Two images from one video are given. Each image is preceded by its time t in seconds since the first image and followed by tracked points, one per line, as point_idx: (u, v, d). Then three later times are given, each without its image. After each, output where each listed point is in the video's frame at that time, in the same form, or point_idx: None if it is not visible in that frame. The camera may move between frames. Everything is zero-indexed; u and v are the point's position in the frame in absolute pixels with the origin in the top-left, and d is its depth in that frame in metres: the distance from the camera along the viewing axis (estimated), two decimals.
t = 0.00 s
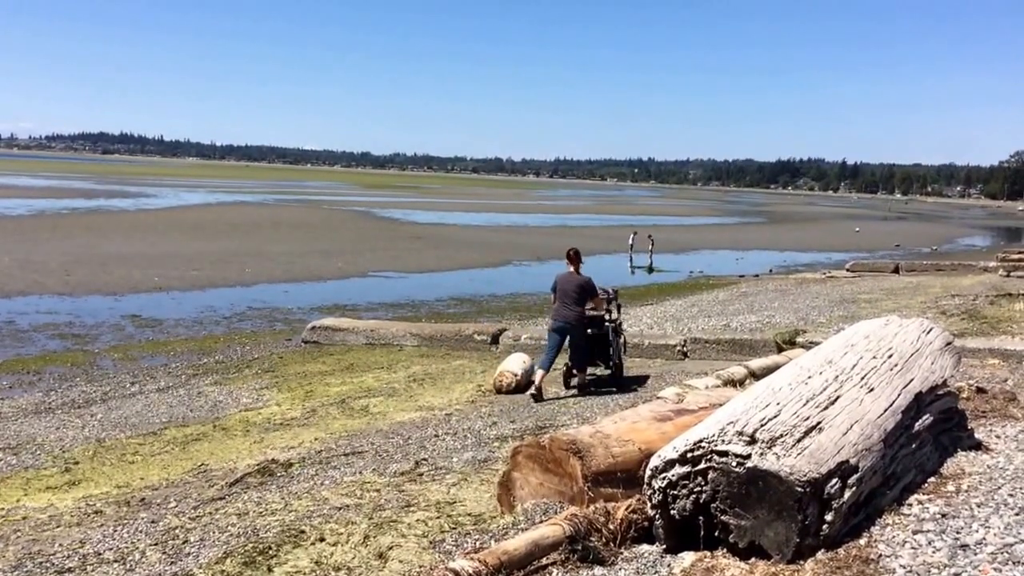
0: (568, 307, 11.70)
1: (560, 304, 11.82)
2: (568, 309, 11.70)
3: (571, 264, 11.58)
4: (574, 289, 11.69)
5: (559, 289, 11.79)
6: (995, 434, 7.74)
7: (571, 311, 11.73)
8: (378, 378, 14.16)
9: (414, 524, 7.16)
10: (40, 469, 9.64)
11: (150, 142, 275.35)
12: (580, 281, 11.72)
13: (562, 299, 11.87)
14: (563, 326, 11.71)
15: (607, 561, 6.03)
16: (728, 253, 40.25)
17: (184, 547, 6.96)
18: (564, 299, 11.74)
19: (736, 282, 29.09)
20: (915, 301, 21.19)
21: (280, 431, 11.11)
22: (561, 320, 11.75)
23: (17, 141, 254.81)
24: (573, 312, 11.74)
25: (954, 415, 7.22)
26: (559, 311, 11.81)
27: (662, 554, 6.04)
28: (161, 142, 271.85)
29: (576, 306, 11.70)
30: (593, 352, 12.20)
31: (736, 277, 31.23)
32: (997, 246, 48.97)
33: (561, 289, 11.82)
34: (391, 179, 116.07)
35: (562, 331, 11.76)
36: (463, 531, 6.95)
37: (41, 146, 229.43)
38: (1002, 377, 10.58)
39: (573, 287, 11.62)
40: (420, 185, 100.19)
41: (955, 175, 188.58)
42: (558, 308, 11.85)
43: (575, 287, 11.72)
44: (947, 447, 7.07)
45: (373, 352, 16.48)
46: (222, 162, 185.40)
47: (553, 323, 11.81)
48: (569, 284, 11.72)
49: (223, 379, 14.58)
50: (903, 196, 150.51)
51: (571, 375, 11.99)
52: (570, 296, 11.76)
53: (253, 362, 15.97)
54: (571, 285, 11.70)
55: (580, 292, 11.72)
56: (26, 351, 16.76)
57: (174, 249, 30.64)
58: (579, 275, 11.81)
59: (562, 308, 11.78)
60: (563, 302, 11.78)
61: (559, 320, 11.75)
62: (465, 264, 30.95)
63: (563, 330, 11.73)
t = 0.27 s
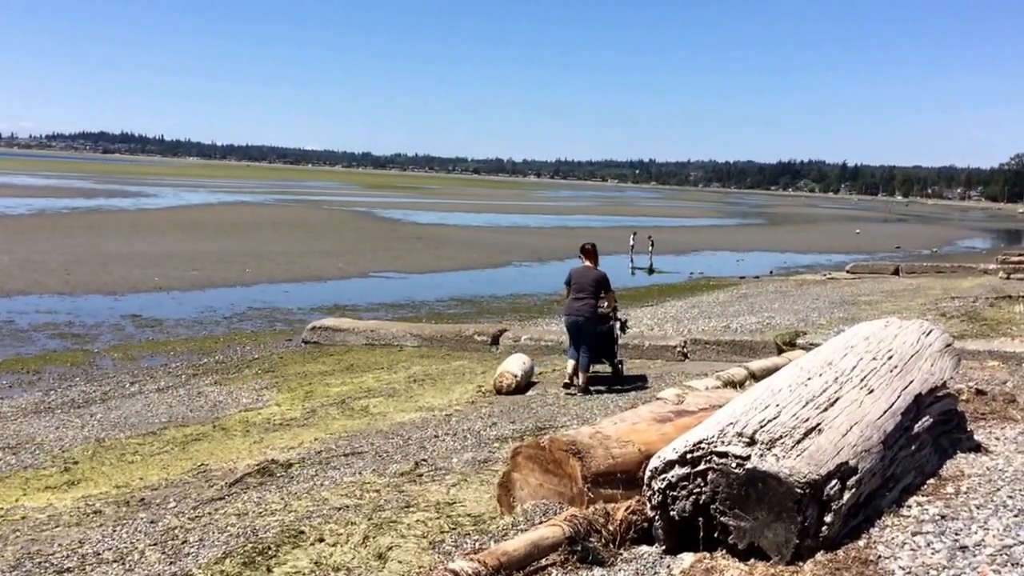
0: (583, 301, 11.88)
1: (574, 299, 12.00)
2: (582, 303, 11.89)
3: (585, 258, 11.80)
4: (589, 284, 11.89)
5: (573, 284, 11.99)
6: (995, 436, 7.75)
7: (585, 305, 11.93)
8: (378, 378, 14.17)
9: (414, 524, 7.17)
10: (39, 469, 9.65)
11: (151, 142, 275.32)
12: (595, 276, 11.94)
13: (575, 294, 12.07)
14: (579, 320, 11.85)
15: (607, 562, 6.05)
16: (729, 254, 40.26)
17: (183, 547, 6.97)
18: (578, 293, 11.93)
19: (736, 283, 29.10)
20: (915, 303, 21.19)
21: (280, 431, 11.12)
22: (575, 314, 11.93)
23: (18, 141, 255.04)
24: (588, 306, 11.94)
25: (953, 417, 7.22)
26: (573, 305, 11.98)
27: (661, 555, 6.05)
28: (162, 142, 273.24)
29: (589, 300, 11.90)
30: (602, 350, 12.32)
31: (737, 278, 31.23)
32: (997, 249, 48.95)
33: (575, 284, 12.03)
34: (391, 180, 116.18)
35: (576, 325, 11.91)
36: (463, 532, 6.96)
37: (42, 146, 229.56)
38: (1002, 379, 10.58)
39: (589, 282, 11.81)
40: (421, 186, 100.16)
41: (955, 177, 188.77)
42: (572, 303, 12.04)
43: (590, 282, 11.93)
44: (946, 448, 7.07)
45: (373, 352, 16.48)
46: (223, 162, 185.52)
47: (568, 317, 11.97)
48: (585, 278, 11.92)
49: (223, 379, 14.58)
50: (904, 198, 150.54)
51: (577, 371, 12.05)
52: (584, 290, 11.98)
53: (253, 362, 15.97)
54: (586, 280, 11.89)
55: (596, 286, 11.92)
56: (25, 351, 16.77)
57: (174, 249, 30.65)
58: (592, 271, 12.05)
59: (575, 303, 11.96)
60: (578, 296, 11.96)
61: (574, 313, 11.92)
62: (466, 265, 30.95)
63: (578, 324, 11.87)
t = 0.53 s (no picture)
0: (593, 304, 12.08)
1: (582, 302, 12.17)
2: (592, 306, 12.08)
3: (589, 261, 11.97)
4: (597, 287, 12.09)
5: (580, 287, 12.15)
6: (995, 438, 7.76)
7: (593, 307, 12.14)
8: (379, 379, 14.18)
9: (413, 525, 7.18)
10: (39, 469, 9.65)
11: (151, 142, 275.35)
12: (602, 278, 12.14)
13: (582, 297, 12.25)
14: (590, 323, 12.04)
15: (606, 563, 6.06)
16: (729, 255, 40.24)
17: (183, 547, 6.97)
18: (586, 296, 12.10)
19: (737, 284, 29.08)
20: (915, 305, 21.20)
21: (280, 431, 11.12)
22: (585, 317, 12.13)
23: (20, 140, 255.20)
24: (597, 308, 12.15)
25: (953, 419, 7.22)
26: (581, 308, 12.16)
27: (661, 556, 6.06)
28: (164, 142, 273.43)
29: (598, 303, 12.10)
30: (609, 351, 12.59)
31: (737, 279, 31.23)
32: (998, 251, 48.94)
33: (581, 288, 12.19)
34: (392, 180, 116.16)
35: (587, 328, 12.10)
36: (463, 532, 6.96)
37: (44, 145, 229.64)
38: (1001, 381, 10.58)
39: (599, 285, 12.00)
40: (422, 186, 100.17)
41: (955, 179, 188.65)
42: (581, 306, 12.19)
43: (597, 285, 12.13)
44: (946, 450, 7.08)
45: (373, 352, 16.48)
46: (224, 162, 185.52)
47: (577, 321, 12.15)
48: (593, 281, 12.10)
49: (223, 379, 14.59)
50: (905, 199, 150.45)
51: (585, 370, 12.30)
52: (590, 292, 12.17)
53: (253, 362, 15.97)
54: (594, 284, 12.09)
55: (603, 288, 12.14)
56: (25, 350, 16.78)
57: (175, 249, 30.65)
58: (596, 273, 12.25)
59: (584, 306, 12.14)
60: (586, 299, 12.15)
61: (584, 317, 12.10)
62: (467, 266, 30.95)
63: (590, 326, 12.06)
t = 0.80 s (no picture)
0: (599, 302, 12.26)
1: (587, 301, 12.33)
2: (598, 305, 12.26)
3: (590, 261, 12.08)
4: (601, 285, 12.24)
5: (585, 286, 12.29)
6: (994, 440, 7.76)
7: (598, 305, 12.35)
8: (379, 379, 14.18)
9: (414, 525, 7.18)
10: (38, 468, 9.65)
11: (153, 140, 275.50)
12: (605, 277, 12.31)
13: (586, 294, 12.41)
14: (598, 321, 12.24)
15: (606, 564, 6.06)
16: (730, 256, 40.24)
17: (182, 547, 6.98)
18: (590, 294, 12.25)
19: (737, 285, 29.07)
20: (915, 306, 21.21)
21: (280, 431, 11.12)
22: (591, 315, 12.31)
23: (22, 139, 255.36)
24: (601, 306, 12.33)
25: (953, 421, 7.23)
26: (587, 307, 12.34)
27: (660, 557, 6.06)
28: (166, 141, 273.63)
29: (603, 300, 12.28)
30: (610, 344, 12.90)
31: (739, 280, 31.24)
32: (998, 253, 48.93)
33: (585, 286, 12.33)
34: (394, 180, 116.16)
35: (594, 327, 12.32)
36: (463, 533, 6.97)
37: (45, 144, 229.78)
38: (1002, 382, 10.58)
39: (604, 283, 12.17)
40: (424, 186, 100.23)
41: (956, 181, 188.62)
42: (586, 304, 12.34)
43: (601, 282, 12.30)
44: (945, 452, 7.08)
45: (374, 352, 16.48)
46: (225, 161, 185.59)
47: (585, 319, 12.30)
48: (597, 280, 12.25)
49: (224, 378, 14.59)
50: (906, 201, 150.37)
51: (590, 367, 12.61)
52: (595, 290, 12.32)
53: (254, 362, 15.98)
54: (598, 282, 12.23)
55: (606, 286, 12.32)
56: (25, 349, 16.78)
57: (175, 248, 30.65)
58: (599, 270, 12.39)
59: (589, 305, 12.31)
60: (591, 298, 12.30)
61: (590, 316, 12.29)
62: (468, 266, 30.94)
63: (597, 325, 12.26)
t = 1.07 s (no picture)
0: (605, 302, 12.40)
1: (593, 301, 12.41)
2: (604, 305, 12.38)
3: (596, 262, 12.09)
4: (607, 285, 12.35)
5: (591, 286, 12.35)
6: (994, 442, 7.76)
7: (603, 304, 12.47)
8: (380, 379, 14.19)
9: (414, 525, 7.19)
10: (38, 467, 9.67)
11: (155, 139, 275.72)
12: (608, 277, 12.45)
13: (591, 293, 12.48)
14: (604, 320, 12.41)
15: (606, 564, 6.07)
16: (731, 257, 40.23)
17: (182, 546, 6.99)
18: (598, 294, 12.33)
19: (738, 286, 29.07)
20: (916, 308, 21.21)
21: (281, 431, 11.13)
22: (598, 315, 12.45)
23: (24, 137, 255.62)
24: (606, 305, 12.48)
25: (953, 422, 7.23)
26: (593, 307, 12.42)
27: (661, 558, 6.07)
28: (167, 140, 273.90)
29: (609, 301, 12.41)
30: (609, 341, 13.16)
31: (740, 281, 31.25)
32: (999, 254, 48.93)
33: (591, 286, 12.39)
34: (395, 180, 116.23)
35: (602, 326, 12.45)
36: (463, 533, 6.98)
37: (48, 143, 230.00)
38: (1002, 384, 10.58)
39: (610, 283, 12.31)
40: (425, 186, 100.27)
41: (958, 183, 188.55)
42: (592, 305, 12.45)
43: (606, 282, 12.40)
44: (946, 453, 7.08)
45: (375, 352, 16.49)
46: (227, 161, 185.69)
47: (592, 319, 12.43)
48: (601, 281, 12.36)
49: (225, 378, 14.61)
50: (907, 203, 150.31)
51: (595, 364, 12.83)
52: (600, 290, 12.41)
53: (254, 362, 16.00)
54: (604, 282, 12.31)
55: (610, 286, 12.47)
56: (26, 348, 16.80)
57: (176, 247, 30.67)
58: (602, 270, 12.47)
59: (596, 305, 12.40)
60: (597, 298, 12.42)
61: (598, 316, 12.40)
62: (469, 266, 30.95)
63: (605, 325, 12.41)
